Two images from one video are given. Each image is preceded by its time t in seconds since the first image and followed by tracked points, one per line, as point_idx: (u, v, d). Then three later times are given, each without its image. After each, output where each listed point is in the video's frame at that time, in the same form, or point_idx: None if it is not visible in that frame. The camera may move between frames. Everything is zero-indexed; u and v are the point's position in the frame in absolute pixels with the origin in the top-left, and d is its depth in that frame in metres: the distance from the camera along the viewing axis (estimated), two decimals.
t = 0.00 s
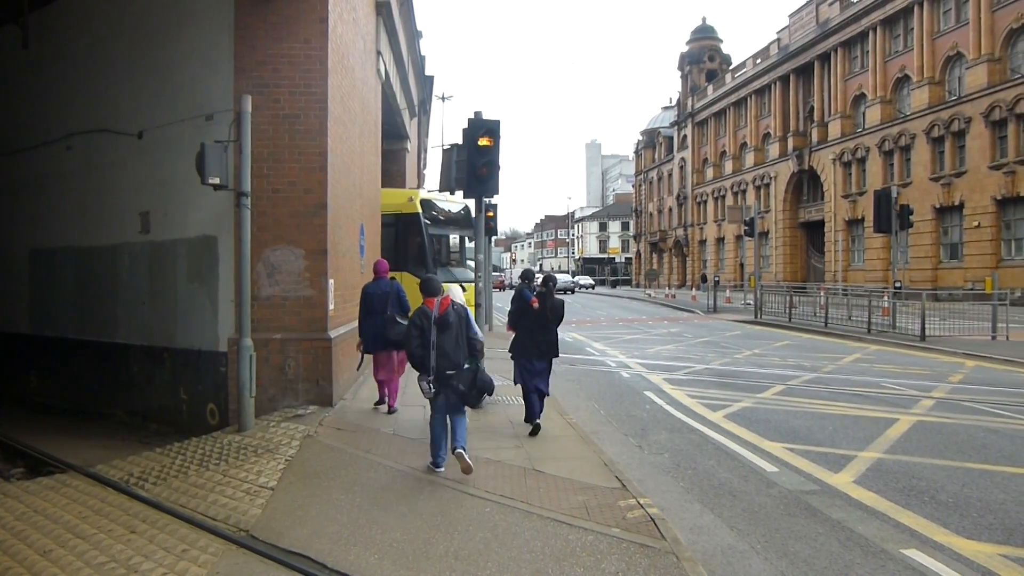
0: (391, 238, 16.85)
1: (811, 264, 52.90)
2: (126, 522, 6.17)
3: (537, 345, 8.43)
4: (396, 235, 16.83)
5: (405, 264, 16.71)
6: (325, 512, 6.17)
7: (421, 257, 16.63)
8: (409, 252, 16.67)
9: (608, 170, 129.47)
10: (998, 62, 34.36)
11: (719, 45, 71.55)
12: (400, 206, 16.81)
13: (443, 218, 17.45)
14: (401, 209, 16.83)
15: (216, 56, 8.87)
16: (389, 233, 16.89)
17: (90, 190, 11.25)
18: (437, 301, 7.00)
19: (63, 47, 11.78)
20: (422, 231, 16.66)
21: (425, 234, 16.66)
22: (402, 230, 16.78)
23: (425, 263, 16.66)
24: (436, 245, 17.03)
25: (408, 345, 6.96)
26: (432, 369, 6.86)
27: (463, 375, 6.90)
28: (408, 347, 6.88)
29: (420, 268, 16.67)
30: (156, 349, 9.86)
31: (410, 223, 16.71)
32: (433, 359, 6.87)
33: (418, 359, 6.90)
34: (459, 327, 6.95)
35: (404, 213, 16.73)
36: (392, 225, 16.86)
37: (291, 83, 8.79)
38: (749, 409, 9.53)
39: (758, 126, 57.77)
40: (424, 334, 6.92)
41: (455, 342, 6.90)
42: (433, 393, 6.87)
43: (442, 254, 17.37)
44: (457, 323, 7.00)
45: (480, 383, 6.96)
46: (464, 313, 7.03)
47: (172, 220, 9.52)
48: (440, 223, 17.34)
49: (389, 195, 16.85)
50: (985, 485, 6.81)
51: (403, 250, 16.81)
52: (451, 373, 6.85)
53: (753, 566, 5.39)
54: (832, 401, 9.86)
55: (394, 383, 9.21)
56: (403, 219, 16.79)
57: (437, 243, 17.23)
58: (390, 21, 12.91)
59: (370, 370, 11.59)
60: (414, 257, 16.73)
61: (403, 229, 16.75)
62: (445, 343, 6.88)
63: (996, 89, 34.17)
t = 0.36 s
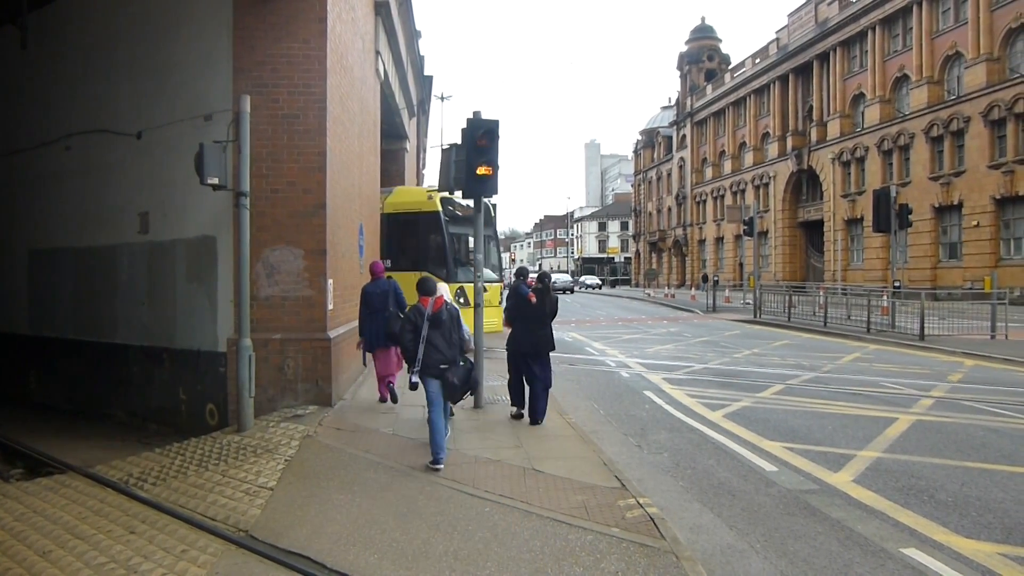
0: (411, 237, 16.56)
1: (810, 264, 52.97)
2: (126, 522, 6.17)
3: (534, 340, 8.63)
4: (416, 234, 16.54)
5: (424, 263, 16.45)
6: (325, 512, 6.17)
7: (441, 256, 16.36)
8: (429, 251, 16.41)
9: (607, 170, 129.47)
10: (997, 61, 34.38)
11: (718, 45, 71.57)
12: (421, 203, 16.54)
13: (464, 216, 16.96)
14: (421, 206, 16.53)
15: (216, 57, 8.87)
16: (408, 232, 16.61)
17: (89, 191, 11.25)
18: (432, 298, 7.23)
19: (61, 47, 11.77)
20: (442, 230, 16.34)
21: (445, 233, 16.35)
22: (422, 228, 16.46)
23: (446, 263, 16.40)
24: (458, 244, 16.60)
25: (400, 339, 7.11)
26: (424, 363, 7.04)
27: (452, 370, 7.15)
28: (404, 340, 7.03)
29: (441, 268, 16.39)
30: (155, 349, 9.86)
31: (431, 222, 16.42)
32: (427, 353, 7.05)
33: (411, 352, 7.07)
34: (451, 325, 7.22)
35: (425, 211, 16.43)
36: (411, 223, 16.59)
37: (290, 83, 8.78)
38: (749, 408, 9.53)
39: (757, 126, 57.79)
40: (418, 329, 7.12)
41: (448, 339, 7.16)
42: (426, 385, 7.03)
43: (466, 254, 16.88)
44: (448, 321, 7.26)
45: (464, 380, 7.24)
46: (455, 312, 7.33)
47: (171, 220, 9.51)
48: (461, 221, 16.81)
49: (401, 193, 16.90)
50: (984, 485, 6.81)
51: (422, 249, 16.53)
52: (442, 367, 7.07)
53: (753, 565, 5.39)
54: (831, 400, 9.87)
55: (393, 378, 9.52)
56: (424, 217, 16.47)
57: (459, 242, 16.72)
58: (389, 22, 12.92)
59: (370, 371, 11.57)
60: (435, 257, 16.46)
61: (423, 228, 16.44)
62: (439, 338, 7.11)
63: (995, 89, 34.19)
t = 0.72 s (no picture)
0: (432, 236, 16.19)
1: (809, 263, 53.01)
2: (124, 522, 6.16)
3: (527, 337, 9.06)
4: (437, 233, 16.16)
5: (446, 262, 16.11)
6: (324, 512, 6.16)
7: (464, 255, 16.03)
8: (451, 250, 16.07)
9: (606, 170, 129.44)
10: (995, 61, 34.40)
11: (717, 45, 71.58)
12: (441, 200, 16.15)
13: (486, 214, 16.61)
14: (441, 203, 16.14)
15: (215, 56, 8.86)
16: (428, 230, 16.21)
17: (87, 191, 11.24)
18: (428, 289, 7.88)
19: (59, 47, 11.76)
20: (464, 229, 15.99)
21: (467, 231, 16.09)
22: (443, 227, 16.11)
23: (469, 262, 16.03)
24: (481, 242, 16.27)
25: (399, 328, 7.75)
26: (422, 349, 7.63)
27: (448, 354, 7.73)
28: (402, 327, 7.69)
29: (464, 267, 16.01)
30: (154, 349, 9.86)
31: (452, 220, 16.09)
32: (423, 339, 7.66)
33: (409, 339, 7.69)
34: (446, 312, 7.83)
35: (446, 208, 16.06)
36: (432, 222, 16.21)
37: (289, 82, 8.78)
38: (747, 408, 9.53)
39: (755, 126, 57.78)
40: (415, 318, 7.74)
41: (443, 325, 7.76)
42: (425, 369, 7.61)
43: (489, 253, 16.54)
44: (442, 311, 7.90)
45: (461, 364, 7.83)
46: (450, 301, 7.96)
47: (169, 220, 9.50)
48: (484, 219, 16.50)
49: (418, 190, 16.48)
50: (983, 484, 6.81)
51: (443, 248, 16.26)
52: (439, 352, 7.67)
53: (751, 564, 5.39)
54: (829, 400, 9.87)
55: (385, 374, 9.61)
56: (445, 215, 16.11)
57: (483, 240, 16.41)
58: (388, 21, 12.91)
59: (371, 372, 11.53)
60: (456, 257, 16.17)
61: (445, 226, 16.10)
62: (435, 325, 7.71)
63: (993, 88, 34.21)
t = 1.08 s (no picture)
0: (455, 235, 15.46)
1: (808, 264, 53.02)
2: (122, 522, 6.15)
3: (522, 338, 9.12)
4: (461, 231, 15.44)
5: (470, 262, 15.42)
6: (322, 512, 6.16)
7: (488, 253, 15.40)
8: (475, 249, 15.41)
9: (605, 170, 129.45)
10: (994, 63, 34.43)
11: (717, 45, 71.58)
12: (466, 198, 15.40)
13: (511, 213, 15.92)
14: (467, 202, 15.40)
15: (214, 55, 8.85)
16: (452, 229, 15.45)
17: (86, 190, 11.23)
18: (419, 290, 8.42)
19: (59, 46, 11.74)
20: (492, 228, 15.36)
21: (493, 231, 15.45)
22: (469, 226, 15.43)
23: (494, 263, 15.41)
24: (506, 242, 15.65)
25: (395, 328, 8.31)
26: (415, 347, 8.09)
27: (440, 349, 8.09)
28: (393, 327, 8.23)
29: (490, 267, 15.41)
30: (153, 348, 9.85)
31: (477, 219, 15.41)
32: (413, 337, 8.12)
33: (401, 338, 8.21)
34: (435, 309, 8.17)
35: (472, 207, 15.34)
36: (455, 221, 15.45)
37: (288, 82, 8.77)
38: (745, 408, 9.54)
39: (755, 127, 57.79)
40: (407, 317, 8.26)
41: (432, 323, 8.12)
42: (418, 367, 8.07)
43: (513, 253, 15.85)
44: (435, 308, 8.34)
45: (456, 356, 8.21)
46: (439, 299, 8.29)
47: (168, 219, 9.50)
48: (510, 218, 15.81)
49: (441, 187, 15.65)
50: (980, 485, 6.83)
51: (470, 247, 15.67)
52: (430, 348, 8.07)
53: (750, 565, 5.40)
54: (828, 400, 9.88)
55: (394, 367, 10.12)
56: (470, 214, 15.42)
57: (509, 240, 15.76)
58: (388, 21, 12.91)
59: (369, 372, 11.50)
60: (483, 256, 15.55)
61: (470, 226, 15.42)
62: (423, 324, 8.09)
63: (993, 90, 34.23)
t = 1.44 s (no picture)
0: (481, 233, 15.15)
1: (806, 265, 53.03)
2: (119, 522, 6.15)
3: (521, 333, 9.36)
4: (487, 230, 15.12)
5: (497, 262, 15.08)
6: (319, 512, 6.16)
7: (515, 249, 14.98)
8: (501, 247, 15.07)
9: (603, 171, 129.48)
10: (991, 65, 34.50)
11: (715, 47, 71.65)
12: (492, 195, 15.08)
13: (538, 210, 15.45)
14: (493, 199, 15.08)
15: (212, 55, 8.84)
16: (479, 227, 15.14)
17: (84, 190, 11.22)
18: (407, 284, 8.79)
19: (56, 45, 11.73)
20: (519, 226, 14.97)
21: (521, 228, 14.97)
22: (495, 225, 15.12)
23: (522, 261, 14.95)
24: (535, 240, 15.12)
25: (393, 317, 8.48)
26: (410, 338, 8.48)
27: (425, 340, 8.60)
28: (395, 318, 8.45)
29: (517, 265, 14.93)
30: (150, 349, 9.84)
31: (503, 217, 15.09)
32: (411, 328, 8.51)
33: (401, 328, 8.46)
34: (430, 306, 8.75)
35: (499, 204, 15.03)
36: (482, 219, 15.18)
37: (286, 82, 8.77)
38: (743, 409, 9.54)
39: (752, 128, 57.86)
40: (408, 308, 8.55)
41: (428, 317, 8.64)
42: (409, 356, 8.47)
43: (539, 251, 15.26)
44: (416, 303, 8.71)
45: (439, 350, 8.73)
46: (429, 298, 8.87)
47: (165, 219, 9.49)
48: (536, 215, 15.29)
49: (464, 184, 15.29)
50: (977, 485, 6.85)
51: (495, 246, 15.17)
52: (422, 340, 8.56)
53: (746, 566, 5.40)
54: (825, 401, 9.88)
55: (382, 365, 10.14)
56: (496, 211, 15.11)
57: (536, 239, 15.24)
58: (386, 21, 12.91)
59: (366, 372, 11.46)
60: (508, 255, 15.05)
61: (496, 224, 15.11)
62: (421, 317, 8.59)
63: (990, 92, 34.30)
